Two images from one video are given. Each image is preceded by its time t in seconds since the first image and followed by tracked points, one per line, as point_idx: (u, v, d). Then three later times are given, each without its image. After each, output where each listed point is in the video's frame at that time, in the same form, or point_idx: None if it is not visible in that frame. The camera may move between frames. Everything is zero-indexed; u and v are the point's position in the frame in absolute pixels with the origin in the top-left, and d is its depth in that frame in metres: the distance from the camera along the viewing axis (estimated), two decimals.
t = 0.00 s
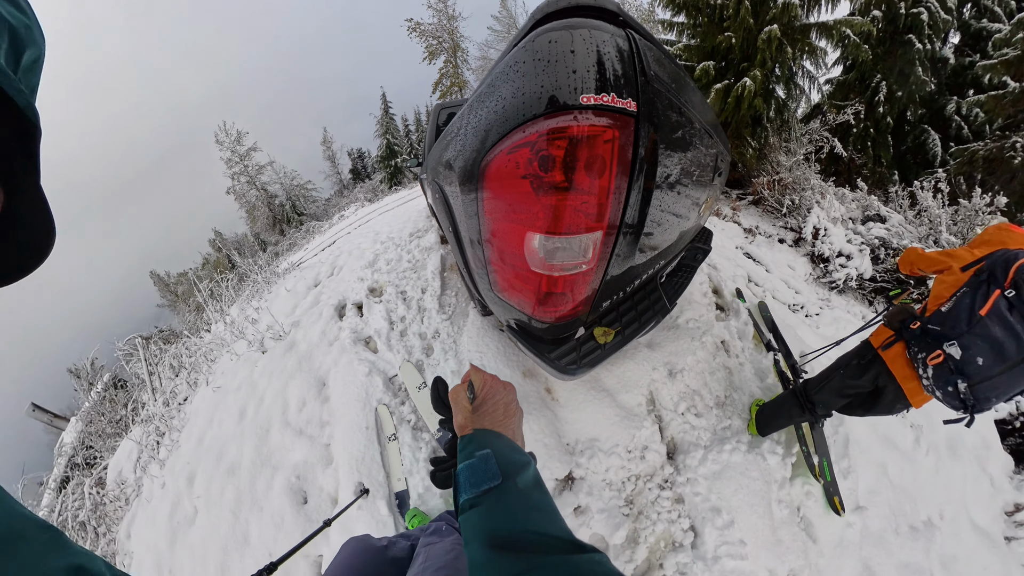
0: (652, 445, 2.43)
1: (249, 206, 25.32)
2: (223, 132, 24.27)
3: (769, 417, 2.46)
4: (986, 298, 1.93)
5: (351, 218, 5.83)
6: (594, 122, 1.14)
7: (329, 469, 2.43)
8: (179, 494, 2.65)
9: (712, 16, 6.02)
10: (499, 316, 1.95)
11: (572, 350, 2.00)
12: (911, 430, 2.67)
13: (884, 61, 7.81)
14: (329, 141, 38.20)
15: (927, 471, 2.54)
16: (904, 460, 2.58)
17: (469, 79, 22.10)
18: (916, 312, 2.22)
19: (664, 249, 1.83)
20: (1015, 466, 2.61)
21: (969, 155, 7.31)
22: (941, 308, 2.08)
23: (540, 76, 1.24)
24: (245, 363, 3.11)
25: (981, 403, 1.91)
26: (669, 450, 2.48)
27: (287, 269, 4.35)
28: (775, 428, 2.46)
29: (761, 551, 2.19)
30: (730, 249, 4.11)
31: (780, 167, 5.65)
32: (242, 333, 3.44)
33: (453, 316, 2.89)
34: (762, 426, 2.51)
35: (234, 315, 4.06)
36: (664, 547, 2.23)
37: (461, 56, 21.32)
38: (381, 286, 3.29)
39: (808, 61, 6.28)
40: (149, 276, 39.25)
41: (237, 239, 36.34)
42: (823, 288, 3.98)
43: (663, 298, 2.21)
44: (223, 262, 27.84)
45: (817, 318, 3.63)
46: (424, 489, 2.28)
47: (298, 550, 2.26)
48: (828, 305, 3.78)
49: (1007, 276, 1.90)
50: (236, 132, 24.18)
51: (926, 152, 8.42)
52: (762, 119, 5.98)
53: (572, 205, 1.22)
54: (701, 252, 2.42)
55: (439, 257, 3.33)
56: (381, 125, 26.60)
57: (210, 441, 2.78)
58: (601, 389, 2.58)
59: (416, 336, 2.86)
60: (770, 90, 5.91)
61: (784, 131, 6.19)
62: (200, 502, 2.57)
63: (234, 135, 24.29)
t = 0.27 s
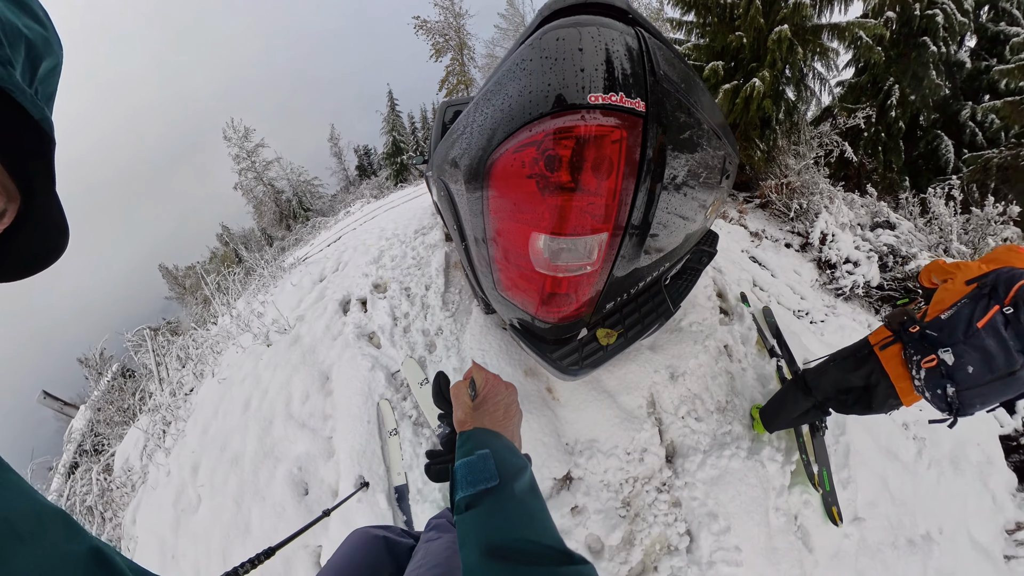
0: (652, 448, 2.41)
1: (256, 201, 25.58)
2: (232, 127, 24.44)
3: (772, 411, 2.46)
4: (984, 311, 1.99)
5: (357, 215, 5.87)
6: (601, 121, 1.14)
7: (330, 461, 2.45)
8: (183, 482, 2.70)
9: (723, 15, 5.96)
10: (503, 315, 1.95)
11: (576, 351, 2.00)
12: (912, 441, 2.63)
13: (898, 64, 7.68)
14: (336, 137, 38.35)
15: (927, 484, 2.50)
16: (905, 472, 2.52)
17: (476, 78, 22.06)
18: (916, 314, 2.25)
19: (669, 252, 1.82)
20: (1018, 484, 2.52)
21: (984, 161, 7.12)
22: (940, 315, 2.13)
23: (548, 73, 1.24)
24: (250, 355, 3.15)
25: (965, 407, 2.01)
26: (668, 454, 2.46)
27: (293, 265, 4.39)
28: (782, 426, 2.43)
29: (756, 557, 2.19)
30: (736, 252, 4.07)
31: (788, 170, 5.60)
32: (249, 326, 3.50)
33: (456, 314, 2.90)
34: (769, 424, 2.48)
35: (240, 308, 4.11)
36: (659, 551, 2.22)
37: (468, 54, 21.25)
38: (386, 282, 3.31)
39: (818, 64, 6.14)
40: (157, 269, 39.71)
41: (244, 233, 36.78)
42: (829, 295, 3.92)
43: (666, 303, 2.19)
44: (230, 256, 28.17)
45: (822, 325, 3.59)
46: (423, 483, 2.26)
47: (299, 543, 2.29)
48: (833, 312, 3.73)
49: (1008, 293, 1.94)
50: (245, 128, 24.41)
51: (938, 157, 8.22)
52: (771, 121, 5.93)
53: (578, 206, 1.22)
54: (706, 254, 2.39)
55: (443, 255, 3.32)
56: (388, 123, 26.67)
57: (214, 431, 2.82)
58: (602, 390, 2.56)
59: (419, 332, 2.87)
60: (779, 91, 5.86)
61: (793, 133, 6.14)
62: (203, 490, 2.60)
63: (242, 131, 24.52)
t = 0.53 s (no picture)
0: (657, 458, 2.40)
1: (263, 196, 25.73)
2: (238, 122, 24.45)
3: (774, 398, 2.53)
4: (984, 328, 2.00)
5: (362, 212, 5.88)
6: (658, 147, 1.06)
7: (337, 466, 2.46)
8: (189, 479, 2.71)
9: (737, 15, 5.90)
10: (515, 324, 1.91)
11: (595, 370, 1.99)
12: (915, 458, 2.60)
13: (914, 70, 7.46)
14: (342, 133, 38.38)
15: (928, 501, 2.48)
16: (909, 491, 2.48)
17: (483, 74, 21.91)
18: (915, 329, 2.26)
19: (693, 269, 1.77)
20: (1018, 504, 2.48)
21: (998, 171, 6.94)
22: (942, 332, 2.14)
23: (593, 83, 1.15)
24: (255, 354, 3.16)
25: (972, 421, 2.02)
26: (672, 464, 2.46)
27: (297, 263, 4.38)
28: (796, 434, 2.39)
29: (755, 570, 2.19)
30: (744, 259, 4.05)
31: (798, 177, 5.54)
32: (253, 323, 3.51)
33: (463, 320, 2.89)
34: (782, 432, 2.45)
35: (244, 305, 4.13)
36: (662, 560, 2.24)
37: (475, 51, 21.08)
38: (391, 283, 3.32)
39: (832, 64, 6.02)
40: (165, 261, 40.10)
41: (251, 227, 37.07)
42: (836, 305, 3.89)
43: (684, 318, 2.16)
44: (236, 249, 28.41)
45: (828, 336, 3.56)
46: (433, 492, 2.29)
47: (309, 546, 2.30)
48: (839, 323, 3.71)
49: (1006, 311, 1.96)
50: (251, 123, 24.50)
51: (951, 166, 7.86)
52: (782, 124, 5.91)
53: (624, 236, 1.16)
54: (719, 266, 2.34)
55: (450, 256, 3.32)
56: (394, 119, 26.60)
57: (219, 430, 2.82)
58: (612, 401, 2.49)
59: (427, 337, 2.87)
60: (791, 95, 5.80)
61: (805, 138, 6.06)
62: (210, 488, 2.61)
63: (249, 126, 24.62)
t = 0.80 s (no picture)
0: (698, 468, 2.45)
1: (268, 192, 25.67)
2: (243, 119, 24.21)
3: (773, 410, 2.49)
4: (929, 368, 1.90)
5: (369, 210, 5.77)
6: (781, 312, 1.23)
7: (389, 489, 2.35)
8: (213, 494, 2.56)
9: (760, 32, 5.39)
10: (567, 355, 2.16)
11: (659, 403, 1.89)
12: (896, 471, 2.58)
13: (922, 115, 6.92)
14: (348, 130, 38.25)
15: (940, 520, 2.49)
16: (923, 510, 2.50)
17: (492, 74, 21.77)
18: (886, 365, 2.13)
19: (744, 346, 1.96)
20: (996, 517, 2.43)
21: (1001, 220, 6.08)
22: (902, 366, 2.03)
23: (706, 234, 1.34)
24: (274, 365, 3.08)
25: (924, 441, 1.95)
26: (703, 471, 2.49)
27: (308, 263, 4.39)
28: (795, 444, 2.36)
29: None
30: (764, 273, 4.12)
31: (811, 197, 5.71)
32: (264, 330, 3.42)
33: (503, 337, 2.99)
34: (781, 440, 2.43)
35: (258, 306, 4.10)
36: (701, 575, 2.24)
37: (484, 51, 20.90)
38: (418, 294, 3.39)
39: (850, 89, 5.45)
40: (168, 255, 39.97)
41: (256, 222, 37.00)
42: (837, 326, 3.65)
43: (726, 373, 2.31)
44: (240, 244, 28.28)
45: (828, 357, 3.34)
46: (500, 503, 2.28)
47: (370, 562, 2.16)
48: (840, 344, 3.47)
49: (954, 356, 1.84)
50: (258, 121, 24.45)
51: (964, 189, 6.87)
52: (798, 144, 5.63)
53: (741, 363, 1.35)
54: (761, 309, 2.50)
55: (477, 267, 3.49)
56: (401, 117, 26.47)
57: (240, 446, 2.71)
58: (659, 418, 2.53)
59: (470, 355, 2.92)
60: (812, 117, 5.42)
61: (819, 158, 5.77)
62: (241, 505, 2.45)
63: (256, 123, 24.58)
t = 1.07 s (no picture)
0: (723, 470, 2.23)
1: (276, 185, 25.83)
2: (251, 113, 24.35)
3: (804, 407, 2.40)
4: (974, 363, 1.89)
5: (376, 204, 5.78)
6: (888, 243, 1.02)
7: (381, 493, 2.28)
8: (199, 484, 2.57)
9: (775, 29, 5.32)
10: (606, 340, 1.90)
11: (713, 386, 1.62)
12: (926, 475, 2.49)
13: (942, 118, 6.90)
14: (356, 126, 38.39)
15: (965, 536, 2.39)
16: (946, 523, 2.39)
17: (500, 70, 21.71)
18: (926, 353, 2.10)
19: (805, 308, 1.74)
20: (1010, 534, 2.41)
21: None
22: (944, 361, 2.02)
23: (800, 163, 1.09)
24: (269, 351, 3.09)
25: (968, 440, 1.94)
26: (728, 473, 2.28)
27: (311, 253, 4.42)
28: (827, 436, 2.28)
29: None
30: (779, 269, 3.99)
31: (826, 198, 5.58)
32: (264, 317, 3.42)
33: (514, 329, 2.91)
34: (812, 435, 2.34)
35: (258, 294, 4.09)
36: None
37: (493, 48, 20.86)
38: (419, 282, 3.35)
39: (867, 87, 5.42)
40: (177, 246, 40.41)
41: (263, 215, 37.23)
42: (855, 327, 3.53)
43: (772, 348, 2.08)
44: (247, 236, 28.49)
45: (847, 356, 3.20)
46: (507, 515, 2.16)
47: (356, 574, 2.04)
48: (857, 345, 3.34)
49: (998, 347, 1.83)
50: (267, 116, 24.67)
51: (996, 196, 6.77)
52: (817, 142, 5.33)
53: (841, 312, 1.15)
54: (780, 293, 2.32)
55: (485, 255, 3.43)
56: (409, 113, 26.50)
57: (231, 433, 2.71)
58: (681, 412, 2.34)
59: (473, 347, 2.85)
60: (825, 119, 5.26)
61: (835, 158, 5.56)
62: (226, 500, 2.43)
63: (265, 118, 24.79)
